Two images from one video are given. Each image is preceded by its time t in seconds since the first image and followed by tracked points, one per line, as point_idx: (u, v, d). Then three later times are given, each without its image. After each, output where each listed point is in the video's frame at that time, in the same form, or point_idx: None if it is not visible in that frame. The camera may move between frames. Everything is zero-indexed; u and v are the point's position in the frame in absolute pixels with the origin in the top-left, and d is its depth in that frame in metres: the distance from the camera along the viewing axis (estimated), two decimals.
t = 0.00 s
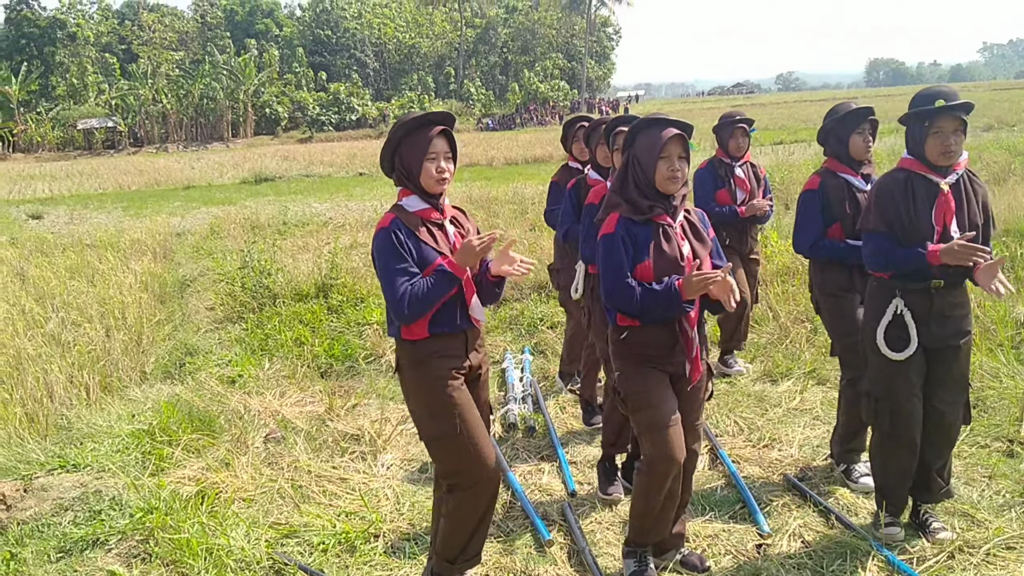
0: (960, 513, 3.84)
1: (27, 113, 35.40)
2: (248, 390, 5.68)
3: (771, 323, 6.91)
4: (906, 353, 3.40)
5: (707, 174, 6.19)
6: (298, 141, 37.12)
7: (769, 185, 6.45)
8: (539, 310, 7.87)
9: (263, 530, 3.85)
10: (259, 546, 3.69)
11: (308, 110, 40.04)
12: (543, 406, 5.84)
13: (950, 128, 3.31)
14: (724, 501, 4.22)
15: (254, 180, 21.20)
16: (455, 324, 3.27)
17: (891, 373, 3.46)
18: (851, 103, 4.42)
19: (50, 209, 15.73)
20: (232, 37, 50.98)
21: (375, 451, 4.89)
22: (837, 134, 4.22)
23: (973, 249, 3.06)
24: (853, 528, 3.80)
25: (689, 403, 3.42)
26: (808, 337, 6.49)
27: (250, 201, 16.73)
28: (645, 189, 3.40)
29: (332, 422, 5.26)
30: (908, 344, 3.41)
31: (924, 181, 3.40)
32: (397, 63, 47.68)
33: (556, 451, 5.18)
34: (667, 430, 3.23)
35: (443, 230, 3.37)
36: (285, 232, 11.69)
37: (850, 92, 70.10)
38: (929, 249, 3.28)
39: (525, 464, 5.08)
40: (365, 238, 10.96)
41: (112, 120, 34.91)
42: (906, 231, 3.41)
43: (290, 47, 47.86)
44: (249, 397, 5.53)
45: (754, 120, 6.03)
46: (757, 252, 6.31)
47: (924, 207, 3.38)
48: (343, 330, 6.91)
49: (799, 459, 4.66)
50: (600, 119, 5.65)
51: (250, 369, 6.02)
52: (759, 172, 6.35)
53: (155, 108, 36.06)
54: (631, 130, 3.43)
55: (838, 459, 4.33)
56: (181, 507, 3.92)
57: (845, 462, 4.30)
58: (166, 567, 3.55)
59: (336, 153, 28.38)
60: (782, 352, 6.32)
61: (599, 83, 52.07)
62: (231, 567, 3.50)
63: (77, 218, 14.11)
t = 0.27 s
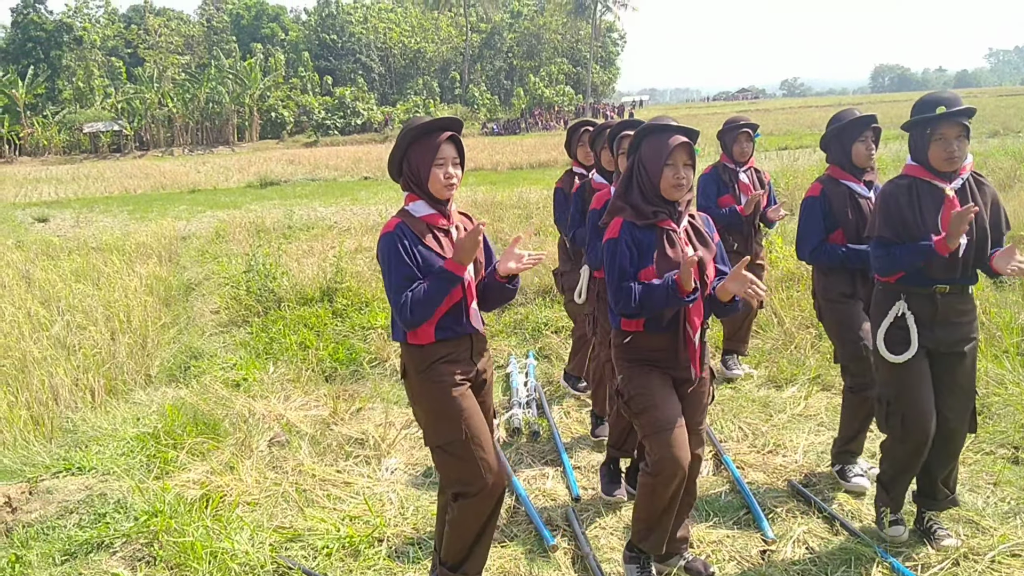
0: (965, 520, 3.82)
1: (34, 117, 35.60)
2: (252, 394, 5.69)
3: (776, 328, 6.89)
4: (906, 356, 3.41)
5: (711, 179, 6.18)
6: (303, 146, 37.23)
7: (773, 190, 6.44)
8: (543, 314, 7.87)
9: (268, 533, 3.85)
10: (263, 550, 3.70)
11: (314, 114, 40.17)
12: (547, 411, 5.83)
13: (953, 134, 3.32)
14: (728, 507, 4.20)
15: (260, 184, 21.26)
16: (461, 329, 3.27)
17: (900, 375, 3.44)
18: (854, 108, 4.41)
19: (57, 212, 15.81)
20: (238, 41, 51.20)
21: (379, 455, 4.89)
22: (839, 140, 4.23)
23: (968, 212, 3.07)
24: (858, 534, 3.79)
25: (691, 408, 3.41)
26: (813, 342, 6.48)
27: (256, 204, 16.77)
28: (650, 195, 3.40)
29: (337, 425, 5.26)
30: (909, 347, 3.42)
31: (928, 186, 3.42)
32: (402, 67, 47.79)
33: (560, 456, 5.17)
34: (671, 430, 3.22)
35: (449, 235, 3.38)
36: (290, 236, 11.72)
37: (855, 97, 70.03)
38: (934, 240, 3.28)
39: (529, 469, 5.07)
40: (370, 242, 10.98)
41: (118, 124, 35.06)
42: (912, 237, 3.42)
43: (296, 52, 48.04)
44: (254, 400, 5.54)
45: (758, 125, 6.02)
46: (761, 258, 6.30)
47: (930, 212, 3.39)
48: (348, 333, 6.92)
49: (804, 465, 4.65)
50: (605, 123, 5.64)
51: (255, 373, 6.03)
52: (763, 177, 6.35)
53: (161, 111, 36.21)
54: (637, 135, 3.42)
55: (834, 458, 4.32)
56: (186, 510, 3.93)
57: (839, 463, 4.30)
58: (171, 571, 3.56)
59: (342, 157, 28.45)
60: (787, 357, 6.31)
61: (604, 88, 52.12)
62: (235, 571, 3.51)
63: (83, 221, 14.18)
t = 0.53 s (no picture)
0: (972, 527, 3.79)
1: (40, 120, 35.74)
2: (256, 398, 5.68)
3: (781, 333, 6.86)
4: (927, 365, 3.36)
5: (715, 184, 6.16)
6: (308, 149, 37.30)
7: (778, 195, 6.41)
8: (548, 318, 7.84)
9: (271, 539, 3.84)
10: (266, 555, 3.69)
11: (318, 118, 40.28)
12: (551, 415, 5.80)
13: (962, 140, 3.30)
14: (734, 513, 4.17)
15: (265, 188, 21.29)
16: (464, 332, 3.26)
17: (911, 388, 3.42)
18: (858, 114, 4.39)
19: (62, 215, 15.84)
20: (244, 46, 51.37)
21: (383, 459, 4.88)
22: (841, 146, 4.21)
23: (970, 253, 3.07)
24: (865, 541, 3.76)
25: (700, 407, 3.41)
26: (819, 348, 6.44)
27: (260, 208, 16.79)
28: (654, 202, 3.39)
29: (340, 430, 5.24)
30: (928, 356, 3.37)
31: (938, 192, 3.38)
32: (407, 71, 47.88)
33: (564, 461, 5.15)
34: (684, 427, 3.21)
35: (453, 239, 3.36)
36: (294, 240, 11.72)
37: (860, 102, 69.95)
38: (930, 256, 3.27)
39: (534, 474, 5.05)
40: (374, 245, 10.98)
41: (124, 128, 35.16)
42: (920, 244, 3.39)
43: (301, 56, 48.17)
44: (257, 404, 5.52)
45: (762, 129, 6.00)
46: (767, 262, 6.28)
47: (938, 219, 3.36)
48: (352, 337, 6.91)
49: (810, 471, 4.62)
50: (610, 127, 5.63)
51: (259, 377, 6.02)
52: (768, 181, 6.32)
53: (166, 115, 36.31)
54: (642, 140, 3.41)
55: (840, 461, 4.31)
56: (189, 514, 3.91)
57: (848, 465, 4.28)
58: None
59: (346, 161, 28.49)
60: (792, 362, 6.28)
61: (609, 93, 52.15)
62: None
63: (88, 225, 14.20)
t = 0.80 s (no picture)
0: (970, 528, 3.83)
1: (48, 125, 35.98)
2: (261, 399, 5.74)
3: (782, 336, 6.91)
4: (927, 365, 3.41)
5: (716, 189, 6.22)
6: (313, 154, 37.49)
7: (779, 200, 6.47)
8: (551, 321, 7.90)
9: (278, 537, 3.90)
10: (273, 553, 3.75)
11: (324, 123, 40.50)
12: (553, 417, 5.86)
13: (962, 145, 3.36)
14: (734, 513, 4.22)
15: (270, 192, 21.42)
16: (470, 336, 3.32)
17: (914, 384, 3.45)
18: (855, 120, 4.44)
19: (70, 218, 15.96)
20: (250, 51, 51.65)
21: (387, 460, 4.94)
22: (839, 152, 4.26)
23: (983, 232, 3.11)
24: (863, 541, 3.80)
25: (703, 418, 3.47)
26: (819, 351, 6.49)
27: (266, 212, 16.90)
28: (657, 208, 3.44)
29: (345, 430, 5.31)
30: (929, 356, 3.43)
31: (938, 196, 3.44)
32: (412, 76, 48.08)
33: (566, 462, 5.21)
34: (682, 450, 3.27)
35: (458, 244, 3.41)
36: (299, 243, 11.80)
37: (864, 107, 69.96)
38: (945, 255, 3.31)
39: (536, 475, 5.10)
40: (378, 249, 11.06)
41: (131, 132, 35.36)
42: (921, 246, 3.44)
43: (306, 60, 48.39)
44: (263, 405, 5.59)
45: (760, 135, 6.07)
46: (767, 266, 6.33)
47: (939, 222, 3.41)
48: (357, 340, 6.98)
49: (809, 473, 4.67)
50: (611, 133, 5.70)
51: (264, 378, 6.09)
52: (768, 187, 6.38)
53: (173, 120, 36.50)
54: (644, 147, 3.47)
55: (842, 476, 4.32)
56: (197, 513, 3.98)
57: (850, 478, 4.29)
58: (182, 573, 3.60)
59: (351, 165, 28.64)
60: (793, 365, 6.32)
61: (613, 98, 52.30)
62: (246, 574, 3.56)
63: (95, 228, 14.31)
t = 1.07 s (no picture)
0: (973, 533, 3.79)
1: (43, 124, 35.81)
2: (257, 402, 5.69)
3: (782, 339, 6.87)
4: (926, 371, 3.37)
5: (715, 191, 6.18)
6: (310, 155, 37.39)
7: (778, 202, 6.43)
8: (549, 323, 7.86)
9: (274, 542, 3.85)
10: (268, 558, 3.70)
11: (320, 124, 40.37)
12: (552, 420, 5.81)
13: (966, 146, 3.32)
14: (734, 518, 4.18)
15: (267, 192, 21.34)
16: (464, 335, 3.27)
17: (914, 392, 3.41)
18: (855, 122, 4.40)
19: (66, 219, 15.87)
20: (247, 51, 51.52)
21: (385, 463, 4.89)
22: (838, 155, 4.22)
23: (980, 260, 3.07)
24: (864, 547, 3.76)
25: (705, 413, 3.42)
26: (819, 354, 6.45)
27: (263, 213, 16.83)
28: (657, 208, 3.40)
29: (342, 434, 5.26)
30: (928, 362, 3.39)
31: (943, 198, 3.39)
32: (409, 77, 48.00)
33: (565, 466, 5.16)
34: (691, 432, 3.21)
35: (457, 244, 3.36)
36: (296, 244, 11.74)
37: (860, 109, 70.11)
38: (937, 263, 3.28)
39: (535, 479, 5.05)
40: (376, 250, 10.99)
41: (126, 132, 35.21)
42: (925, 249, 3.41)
43: (303, 60, 48.28)
44: (260, 408, 5.53)
45: (761, 137, 6.02)
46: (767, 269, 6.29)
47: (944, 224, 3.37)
48: (354, 342, 6.93)
49: (809, 477, 4.62)
50: (610, 134, 5.65)
51: (261, 381, 6.03)
52: (768, 189, 6.34)
53: (169, 120, 36.37)
54: (644, 147, 3.44)
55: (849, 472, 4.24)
56: (191, 517, 3.92)
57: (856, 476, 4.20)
58: None
59: (348, 166, 28.57)
60: (793, 369, 6.29)
61: (610, 99, 52.28)
62: None
63: (90, 229, 14.23)
